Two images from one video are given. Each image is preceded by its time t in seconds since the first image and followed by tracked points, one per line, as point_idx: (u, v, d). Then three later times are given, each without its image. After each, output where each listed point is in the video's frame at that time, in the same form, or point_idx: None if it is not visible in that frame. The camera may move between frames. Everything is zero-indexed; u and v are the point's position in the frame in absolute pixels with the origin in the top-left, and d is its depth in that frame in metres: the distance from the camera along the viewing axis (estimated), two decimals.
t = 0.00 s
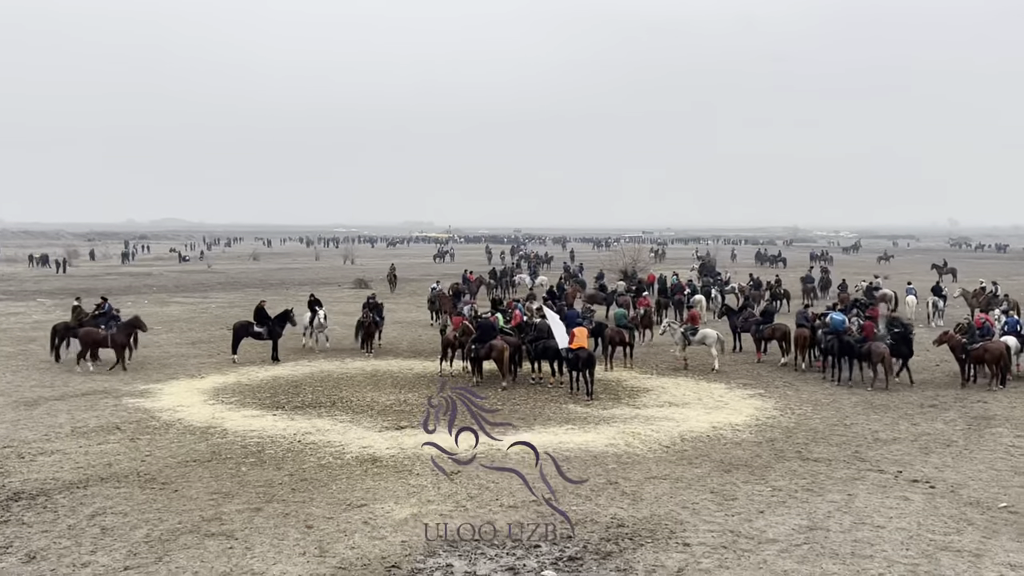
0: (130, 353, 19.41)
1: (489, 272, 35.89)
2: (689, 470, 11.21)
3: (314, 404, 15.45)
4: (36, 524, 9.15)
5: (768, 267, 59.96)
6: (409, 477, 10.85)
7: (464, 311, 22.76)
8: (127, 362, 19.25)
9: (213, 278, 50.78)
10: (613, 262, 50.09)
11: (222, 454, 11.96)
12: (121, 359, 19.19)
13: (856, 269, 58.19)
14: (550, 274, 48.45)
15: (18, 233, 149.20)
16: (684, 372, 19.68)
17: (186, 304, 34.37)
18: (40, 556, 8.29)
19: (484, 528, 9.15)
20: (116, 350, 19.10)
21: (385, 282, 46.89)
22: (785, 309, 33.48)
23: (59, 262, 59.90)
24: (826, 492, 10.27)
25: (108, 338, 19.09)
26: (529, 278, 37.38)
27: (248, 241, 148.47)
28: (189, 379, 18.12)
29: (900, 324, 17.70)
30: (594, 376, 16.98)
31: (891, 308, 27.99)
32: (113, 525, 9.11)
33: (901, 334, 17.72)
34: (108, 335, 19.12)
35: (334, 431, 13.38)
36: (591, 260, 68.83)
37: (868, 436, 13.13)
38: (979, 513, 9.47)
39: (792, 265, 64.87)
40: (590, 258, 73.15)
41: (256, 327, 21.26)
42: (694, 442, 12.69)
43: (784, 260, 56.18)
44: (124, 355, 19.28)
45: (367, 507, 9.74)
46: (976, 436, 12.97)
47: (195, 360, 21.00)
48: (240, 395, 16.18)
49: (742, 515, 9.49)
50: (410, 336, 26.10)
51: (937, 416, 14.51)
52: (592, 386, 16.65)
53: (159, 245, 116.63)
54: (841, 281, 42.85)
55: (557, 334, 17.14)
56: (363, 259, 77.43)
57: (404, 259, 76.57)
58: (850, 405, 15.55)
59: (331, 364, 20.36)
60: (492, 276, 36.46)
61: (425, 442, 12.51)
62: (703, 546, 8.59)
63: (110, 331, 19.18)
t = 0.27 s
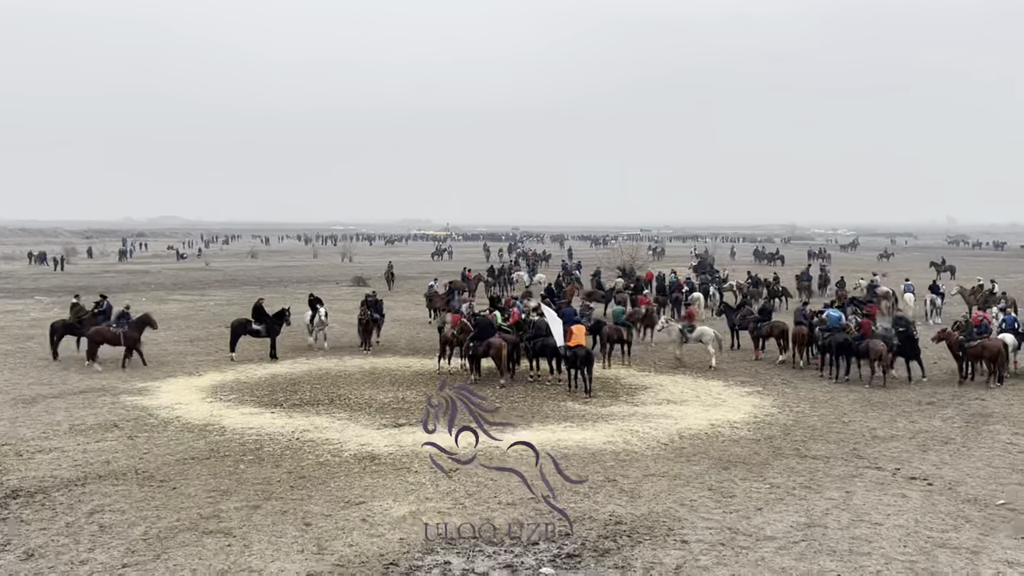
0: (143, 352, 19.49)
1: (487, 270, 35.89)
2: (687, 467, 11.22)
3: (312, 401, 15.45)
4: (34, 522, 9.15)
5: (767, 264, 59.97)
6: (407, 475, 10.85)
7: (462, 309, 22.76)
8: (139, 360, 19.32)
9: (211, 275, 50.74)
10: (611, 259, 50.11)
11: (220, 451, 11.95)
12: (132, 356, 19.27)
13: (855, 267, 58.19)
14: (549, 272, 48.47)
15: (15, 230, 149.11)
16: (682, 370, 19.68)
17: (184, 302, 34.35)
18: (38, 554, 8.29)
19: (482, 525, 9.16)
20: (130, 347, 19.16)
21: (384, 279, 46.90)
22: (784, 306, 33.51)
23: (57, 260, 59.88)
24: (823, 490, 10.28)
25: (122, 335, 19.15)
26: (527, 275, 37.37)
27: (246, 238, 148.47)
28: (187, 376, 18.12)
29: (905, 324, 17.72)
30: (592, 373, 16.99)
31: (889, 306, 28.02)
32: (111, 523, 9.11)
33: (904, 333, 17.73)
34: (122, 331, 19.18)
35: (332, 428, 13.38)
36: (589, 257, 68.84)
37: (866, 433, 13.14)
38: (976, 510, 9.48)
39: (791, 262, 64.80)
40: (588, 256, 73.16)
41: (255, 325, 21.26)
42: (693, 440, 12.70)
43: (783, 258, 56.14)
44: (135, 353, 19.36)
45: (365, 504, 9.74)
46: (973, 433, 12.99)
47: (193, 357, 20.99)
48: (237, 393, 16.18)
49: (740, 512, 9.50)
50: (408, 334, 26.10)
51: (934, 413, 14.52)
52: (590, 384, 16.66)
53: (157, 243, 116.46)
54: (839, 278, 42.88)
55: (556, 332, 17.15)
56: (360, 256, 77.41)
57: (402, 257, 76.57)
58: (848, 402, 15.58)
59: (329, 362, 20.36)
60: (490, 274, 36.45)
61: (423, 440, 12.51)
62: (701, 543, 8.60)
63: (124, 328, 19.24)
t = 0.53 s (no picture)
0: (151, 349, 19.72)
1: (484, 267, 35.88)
2: (685, 465, 11.23)
3: (309, 399, 15.45)
4: (32, 519, 9.15)
5: (764, 261, 60.01)
6: (405, 472, 10.85)
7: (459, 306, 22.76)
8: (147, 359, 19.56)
9: (209, 273, 50.71)
10: (608, 257, 50.15)
11: (217, 449, 11.95)
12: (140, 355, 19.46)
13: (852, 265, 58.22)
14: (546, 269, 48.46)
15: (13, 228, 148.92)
16: (679, 367, 19.69)
17: (181, 299, 34.32)
18: (36, 551, 8.29)
19: (480, 522, 9.17)
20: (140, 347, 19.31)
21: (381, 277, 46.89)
22: (782, 304, 33.53)
23: (54, 257, 59.82)
24: (821, 487, 10.30)
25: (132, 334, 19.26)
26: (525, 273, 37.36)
27: (244, 235, 148.43)
28: (185, 374, 18.11)
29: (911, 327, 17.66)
30: (590, 371, 17.00)
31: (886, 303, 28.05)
32: (109, 520, 9.10)
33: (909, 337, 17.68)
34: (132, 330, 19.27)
35: (330, 426, 13.38)
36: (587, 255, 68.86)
37: (863, 430, 13.15)
38: (973, 507, 9.50)
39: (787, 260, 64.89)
40: (585, 253, 73.20)
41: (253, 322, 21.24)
42: (690, 437, 12.71)
43: (781, 255, 56.16)
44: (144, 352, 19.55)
45: (363, 502, 9.74)
46: (971, 431, 13.01)
47: (190, 355, 20.97)
48: (235, 391, 16.17)
49: (738, 509, 9.52)
50: (406, 331, 26.10)
51: (931, 410, 14.54)
52: (588, 381, 16.67)
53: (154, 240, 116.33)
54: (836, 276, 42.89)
55: (554, 329, 17.16)
56: (357, 254, 77.36)
57: (400, 254, 76.53)
58: (846, 400, 15.59)
59: (327, 360, 20.35)
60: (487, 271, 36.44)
61: (421, 437, 12.52)
62: (698, 540, 8.62)
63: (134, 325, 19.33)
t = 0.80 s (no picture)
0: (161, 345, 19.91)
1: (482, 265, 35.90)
2: (683, 462, 11.24)
3: (307, 396, 15.45)
4: (30, 517, 9.14)
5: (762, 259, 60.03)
6: (403, 470, 10.86)
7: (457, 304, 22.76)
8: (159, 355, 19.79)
9: (208, 271, 50.68)
10: (606, 254, 50.14)
11: (215, 447, 11.95)
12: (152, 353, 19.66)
13: (850, 263, 58.27)
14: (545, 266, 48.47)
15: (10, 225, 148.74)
16: (677, 364, 19.71)
17: (179, 297, 34.31)
18: (33, 549, 8.28)
19: (478, 520, 9.17)
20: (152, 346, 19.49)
21: (379, 275, 46.89)
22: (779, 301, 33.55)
23: (52, 254, 59.78)
24: (819, 484, 10.30)
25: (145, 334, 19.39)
26: (523, 271, 37.39)
27: (242, 233, 148.29)
28: (183, 372, 18.10)
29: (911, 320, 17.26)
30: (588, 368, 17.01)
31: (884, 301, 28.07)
32: (107, 518, 9.10)
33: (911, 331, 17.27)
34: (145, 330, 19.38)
35: (328, 423, 13.38)
36: (585, 253, 68.94)
37: (861, 428, 13.16)
38: (971, 504, 9.51)
39: (786, 258, 64.93)
40: (583, 251, 73.23)
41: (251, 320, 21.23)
42: (688, 434, 12.72)
43: (778, 253, 56.20)
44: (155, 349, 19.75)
45: (361, 499, 9.75)
46: (968, 428, 13.02)
47: (188, 353, 20.96)
48: (233, 388, 16.17)
49: (736, 507, 9.53)
50: (404, 329, 26.10)
51: (929, 408, 14.56)
52: (585, 378, 16.68)
53: (152, 238, 116.23)
54: (834, 274, 42.95)
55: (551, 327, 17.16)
56: (355, 251, 77.31)
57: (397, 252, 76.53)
58: (843, 397, 15.61)
59: (325, 357, 20.35)
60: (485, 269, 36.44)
61: (419, 435, 12.53)
62: (696, 537, 8.62)
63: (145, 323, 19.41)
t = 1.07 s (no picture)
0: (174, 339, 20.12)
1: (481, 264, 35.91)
2: (682, 460, 11.23)
3: (306, 394, 15.45)
4: (28, 515, 9.14)
5: (761, 257, 60.02)
6: (402, 468, 10.85)
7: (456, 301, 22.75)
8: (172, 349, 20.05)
9: (206, 268, 50.67)
10: (605, 252, 50.14)
11: (214, 445, 11.94)
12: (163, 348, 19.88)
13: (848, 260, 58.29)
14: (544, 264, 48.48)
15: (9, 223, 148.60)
16: (676, 362, 19.71)
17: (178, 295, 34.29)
18: (32, 547, 8.28)
19: (476, 517, 9.17)
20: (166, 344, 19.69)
21: (378, 272, 46.87)
22: (778, 299, 33.55)
23: (50, 252, 59.71)
24: (817, 482, 10.30)
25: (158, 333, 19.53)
26: (521, 269, 37.41)
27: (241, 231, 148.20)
28: (181, 369, 18.09)
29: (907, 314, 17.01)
30: (586, 366, 17.00)
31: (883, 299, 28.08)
32: (105, 516, 9.10)
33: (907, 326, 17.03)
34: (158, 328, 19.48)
35: (327, 421, 13.37)
36: (583, 251, 68.91)
37: (860, 426, 13.17)
38: (969, 502, 9.52)
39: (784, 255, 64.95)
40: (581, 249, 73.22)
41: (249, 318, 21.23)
42: (687, 432, 12.72)
43: (776, 250, 56.19)
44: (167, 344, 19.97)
45: (360, 497, 9.74)
46: (967, 426, 13.03)
47: (187, 350, 20.95)
48: (232, 386, 16.16)
49: (734, 504, 9.52)
50: (402, 327, 26.09)
51: (927, 406, 14.57)
52: (584, 376, 16.68)
53: (151, 236, 116.18)
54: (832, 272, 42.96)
55: (549, 325, 17.14)
56: (354, 249, 77.27)
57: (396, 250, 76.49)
58: (842, 395, 15.61)
59: (323, 355, 20.34)
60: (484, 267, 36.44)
61: (418, 433, 12.52)
62: (695, 535, 8.62)
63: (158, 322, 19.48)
